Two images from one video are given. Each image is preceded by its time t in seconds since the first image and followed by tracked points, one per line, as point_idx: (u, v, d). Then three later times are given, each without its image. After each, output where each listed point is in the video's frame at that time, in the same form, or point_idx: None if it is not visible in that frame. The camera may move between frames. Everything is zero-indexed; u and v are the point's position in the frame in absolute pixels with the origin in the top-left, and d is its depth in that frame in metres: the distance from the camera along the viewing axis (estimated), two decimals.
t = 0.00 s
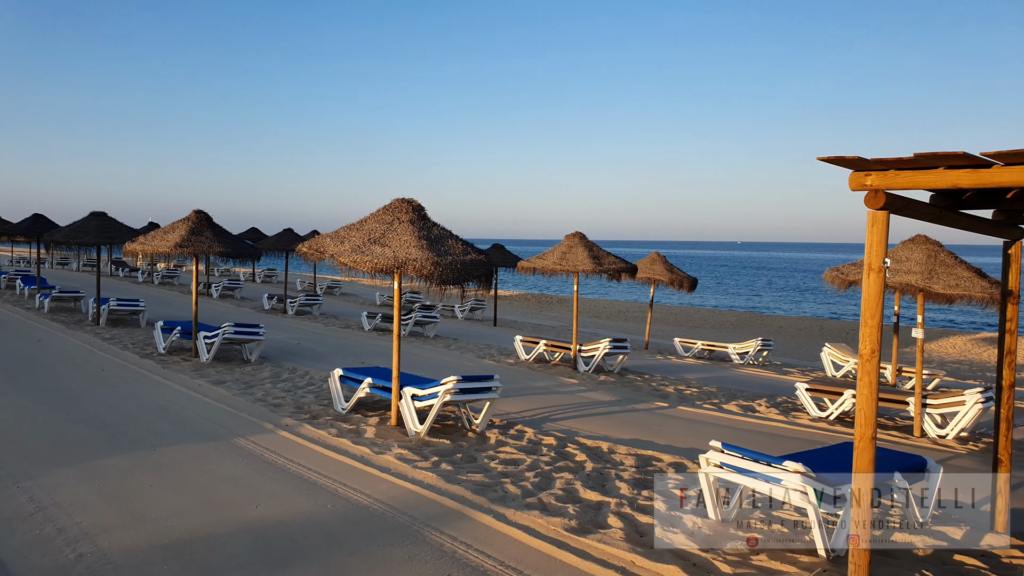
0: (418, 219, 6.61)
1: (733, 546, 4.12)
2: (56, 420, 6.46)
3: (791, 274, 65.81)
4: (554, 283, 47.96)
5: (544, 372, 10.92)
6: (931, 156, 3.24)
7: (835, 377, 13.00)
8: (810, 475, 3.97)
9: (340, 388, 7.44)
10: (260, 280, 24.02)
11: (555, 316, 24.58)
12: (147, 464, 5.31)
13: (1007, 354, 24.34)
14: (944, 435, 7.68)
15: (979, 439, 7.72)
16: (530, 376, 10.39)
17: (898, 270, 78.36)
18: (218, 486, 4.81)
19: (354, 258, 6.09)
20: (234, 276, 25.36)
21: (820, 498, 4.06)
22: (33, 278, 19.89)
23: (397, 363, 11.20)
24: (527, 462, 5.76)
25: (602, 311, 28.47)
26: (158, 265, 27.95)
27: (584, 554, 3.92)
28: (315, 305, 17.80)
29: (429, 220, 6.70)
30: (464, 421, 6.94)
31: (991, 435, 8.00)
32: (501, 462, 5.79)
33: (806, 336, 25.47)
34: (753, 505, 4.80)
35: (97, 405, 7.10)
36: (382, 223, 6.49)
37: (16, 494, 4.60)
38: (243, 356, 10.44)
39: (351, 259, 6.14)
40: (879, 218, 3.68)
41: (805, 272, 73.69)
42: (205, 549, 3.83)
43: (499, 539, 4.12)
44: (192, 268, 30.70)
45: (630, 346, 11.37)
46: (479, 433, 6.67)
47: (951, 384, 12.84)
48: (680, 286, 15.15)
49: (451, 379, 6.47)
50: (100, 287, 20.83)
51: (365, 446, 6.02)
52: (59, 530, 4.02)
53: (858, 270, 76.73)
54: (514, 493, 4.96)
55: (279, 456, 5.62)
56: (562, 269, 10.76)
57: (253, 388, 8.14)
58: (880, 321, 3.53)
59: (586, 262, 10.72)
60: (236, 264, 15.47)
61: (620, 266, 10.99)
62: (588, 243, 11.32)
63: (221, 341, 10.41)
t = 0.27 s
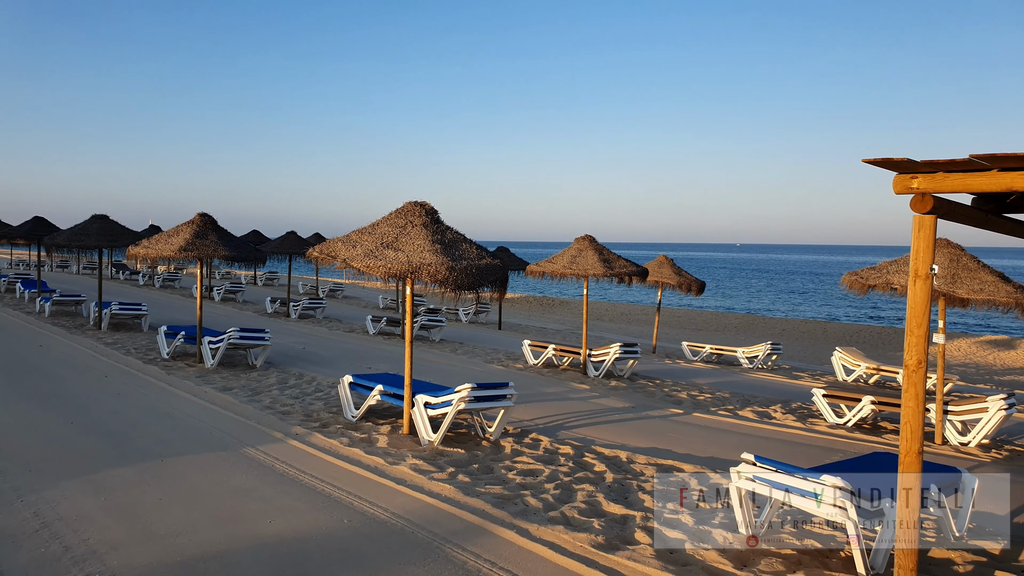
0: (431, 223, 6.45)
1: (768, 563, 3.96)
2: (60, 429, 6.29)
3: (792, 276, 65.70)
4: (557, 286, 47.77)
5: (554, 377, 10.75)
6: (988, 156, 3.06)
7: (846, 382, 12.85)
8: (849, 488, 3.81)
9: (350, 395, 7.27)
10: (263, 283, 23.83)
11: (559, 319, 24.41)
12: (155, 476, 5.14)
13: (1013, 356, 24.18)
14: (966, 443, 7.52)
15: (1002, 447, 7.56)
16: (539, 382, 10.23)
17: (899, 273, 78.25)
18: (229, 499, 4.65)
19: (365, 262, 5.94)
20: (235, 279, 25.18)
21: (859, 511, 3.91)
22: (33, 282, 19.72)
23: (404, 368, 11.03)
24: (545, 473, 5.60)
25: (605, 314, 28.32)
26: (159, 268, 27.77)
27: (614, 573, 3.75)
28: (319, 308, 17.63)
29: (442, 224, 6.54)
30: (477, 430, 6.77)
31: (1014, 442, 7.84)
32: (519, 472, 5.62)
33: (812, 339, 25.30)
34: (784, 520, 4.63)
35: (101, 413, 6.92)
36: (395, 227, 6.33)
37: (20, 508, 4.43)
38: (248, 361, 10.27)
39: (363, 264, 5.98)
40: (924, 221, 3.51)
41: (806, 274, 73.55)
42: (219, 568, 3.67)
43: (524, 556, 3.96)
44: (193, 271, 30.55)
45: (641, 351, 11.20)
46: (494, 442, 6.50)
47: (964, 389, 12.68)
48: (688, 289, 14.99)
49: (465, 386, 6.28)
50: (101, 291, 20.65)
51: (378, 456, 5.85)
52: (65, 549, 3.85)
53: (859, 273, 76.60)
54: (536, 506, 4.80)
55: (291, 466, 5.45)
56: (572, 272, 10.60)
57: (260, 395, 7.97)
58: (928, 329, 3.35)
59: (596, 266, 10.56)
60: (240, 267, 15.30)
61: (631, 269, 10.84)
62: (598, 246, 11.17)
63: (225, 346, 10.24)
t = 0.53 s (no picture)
0: (442, 222, 6.26)
1: None
2: (58, 435, 6.08)
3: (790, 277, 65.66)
4: (555, 287, 47.59)
5: (561, 380, 10.56)
6: None
7: (855, 384, 12.68)
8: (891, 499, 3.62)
9: (357, 399, 7.08)
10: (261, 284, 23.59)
11: (560, 320, 24.22)
12: (159, 484, 4.94)
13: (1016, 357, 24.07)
14: (987, 447, 7.35)
15: None
16: (547, 385, 10.04)
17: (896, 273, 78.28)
18: (237, 509, 4.45)
19: (376, 261, 5.75)
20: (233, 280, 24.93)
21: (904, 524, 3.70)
22: (29, 283, 19.46)
23: (408, 370, 10.83)
24: (563, 480, 5.41)
25: (605, 315, 28.15)
26: (156, 269, 27.53)
27: None
28: (319, 309, 17.41)
29: (453, 223, 6.35)
30: (489, 435, 6.58)
31: None
32: (535, 480, 5.43)
33: (813, 340, 25.16)
34: (816, 530, 4.45)
35: (100, 418, 6.71)
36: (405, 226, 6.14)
37: (19, 520, 4.23)
38: (250, 364, 10.07)
39: (374, 264, 5.78)
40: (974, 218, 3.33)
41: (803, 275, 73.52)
42: None
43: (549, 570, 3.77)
44: (190, 272, 30.29)
45: (649, 353, 11.02)
46: (507, 448, 6.31)
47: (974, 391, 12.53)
48: (693, 290, 14.82)
49: (478, 391, 6.10)
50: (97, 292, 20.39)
51: (389, 463, 5.65)
52: (66, 564, 3.65)
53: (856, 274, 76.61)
54: (557, 516, 4.60)
55: (299, 474, 5.26)
56: (580, 272, 10.41)
57: (264, 399, 7.77)
58: (981, 332, 3.19)
59: (604, 266, 10.37)
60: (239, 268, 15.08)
61: (639, 270, 10.65)
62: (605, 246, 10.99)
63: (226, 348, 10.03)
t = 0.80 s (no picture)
0: (457, 228, 6.06)
1: None
2: (58, 447, 5.86)
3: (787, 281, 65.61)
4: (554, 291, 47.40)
5: (569, 387, 10.36)
6: None
7: (865, 391, 12.50)
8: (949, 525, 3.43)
9: (366, 410, 6.86)
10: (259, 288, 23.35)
11: (561, 325, 24.02)
12: (165, 502, 4.72)
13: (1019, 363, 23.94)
14: (1012, 459, 7.17)
15: None
16: (556, 393, 9.83)
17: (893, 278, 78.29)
18: (249, 530, 4.23)
19: (391, 268, 5.54)
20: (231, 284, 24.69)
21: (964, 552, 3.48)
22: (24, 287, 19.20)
23: (414, 377, 10.62)
24: (586, 497, 5.20)
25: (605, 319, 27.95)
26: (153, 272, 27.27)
27: None
28: (319, 314, 17.18)
29: (468, 229, 6.15)
30: (504, 447, 6.37)
31: None
32: (557, 497, 5.22)
33: (816, 345, 25.00)
34: (857, 552, 4.25)
35: (101, 429, 6.48)
36: (419, 232, 5.93)
37: (18, 542, 4.00)
38: (252, 371, 9.84)
39: (388, 270, 5.57)
40: None
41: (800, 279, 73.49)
42: None
43: None
44: (187, 276, 30.01)
45: (658, 360, 10.82)
46: (524, 462, 6.10)
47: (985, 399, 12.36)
48: (699, 296, 14.64)
49: (494, 402, 5.88)
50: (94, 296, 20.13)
51: (402, 478, 5.44)
52: None
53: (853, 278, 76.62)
54: (584, 536, 4.39)
55: (310, 490, 5.03)
56: (590, 278, 10.21)
57: (269, 409, 7.55)
58: None
59: (614, 271, 10.18)
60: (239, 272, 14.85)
61: (649, 275, 10.46)
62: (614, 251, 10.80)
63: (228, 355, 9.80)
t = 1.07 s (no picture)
0: (475, 235, 5.91)
1: None
2: (65, 460, 5.69)
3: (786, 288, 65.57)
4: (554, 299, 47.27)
5: (580, 397, 10.19)
6: None
7: (877, 400, 12.35)
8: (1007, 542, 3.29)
9: (379, 421, 6.69)
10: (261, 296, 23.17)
11: (564, 333, 23.87)
12: (177, 518, 4.55)
13: None
14: None
15: None
16: (567, 402, 9.67)
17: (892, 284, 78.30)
18: (266, 549, 4.06)
19: (408, 276, 5.39)
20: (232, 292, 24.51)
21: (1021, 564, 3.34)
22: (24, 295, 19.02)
23: (422, 386, 10.45)
24: (611, 512, 5.03)
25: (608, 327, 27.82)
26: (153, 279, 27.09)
27: None
28: (322, 322, 17.01)
29: (486, 236, 6.00)
30: (522, 460, 6.20)
31: None
32: (581, 512, 5.05)
33: (820, 352, 24.87)
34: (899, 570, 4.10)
35: (108, 442, 6.31)
36: (436, 239, 5.79)
37: (27, 562, 3.83)
38: (258, 381, 9.66)
39: (405, 277, 5.42)
40: None
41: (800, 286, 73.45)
42: None
43: None
44: (186, 283, 29.82)
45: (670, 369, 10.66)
46: (543, 475, 5.94)
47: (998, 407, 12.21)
48: (707, 303, 14.49)
49: (512, 413, 5.72)
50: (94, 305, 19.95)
51: (420, 492, 5.27)
52: None
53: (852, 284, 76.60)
54: (613, 554, 4.23)
55: (326, 505, 4.87)
56: (601, 285, 10.06)
57: (278, 419, 7.38)
58: None
59: (626, 278, 10.02)
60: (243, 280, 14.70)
61: (661, 282, 10.31)
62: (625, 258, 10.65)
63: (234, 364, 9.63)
